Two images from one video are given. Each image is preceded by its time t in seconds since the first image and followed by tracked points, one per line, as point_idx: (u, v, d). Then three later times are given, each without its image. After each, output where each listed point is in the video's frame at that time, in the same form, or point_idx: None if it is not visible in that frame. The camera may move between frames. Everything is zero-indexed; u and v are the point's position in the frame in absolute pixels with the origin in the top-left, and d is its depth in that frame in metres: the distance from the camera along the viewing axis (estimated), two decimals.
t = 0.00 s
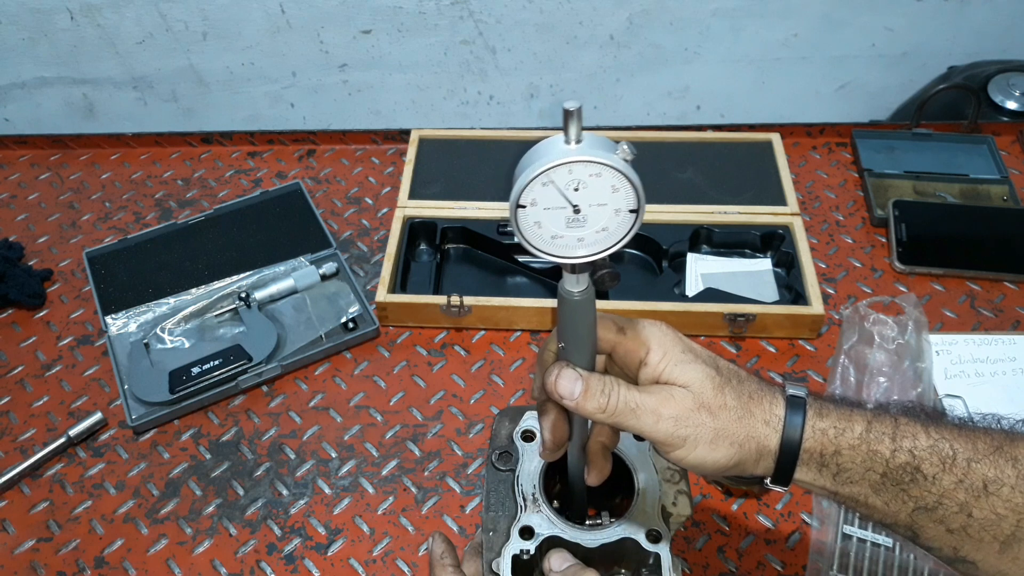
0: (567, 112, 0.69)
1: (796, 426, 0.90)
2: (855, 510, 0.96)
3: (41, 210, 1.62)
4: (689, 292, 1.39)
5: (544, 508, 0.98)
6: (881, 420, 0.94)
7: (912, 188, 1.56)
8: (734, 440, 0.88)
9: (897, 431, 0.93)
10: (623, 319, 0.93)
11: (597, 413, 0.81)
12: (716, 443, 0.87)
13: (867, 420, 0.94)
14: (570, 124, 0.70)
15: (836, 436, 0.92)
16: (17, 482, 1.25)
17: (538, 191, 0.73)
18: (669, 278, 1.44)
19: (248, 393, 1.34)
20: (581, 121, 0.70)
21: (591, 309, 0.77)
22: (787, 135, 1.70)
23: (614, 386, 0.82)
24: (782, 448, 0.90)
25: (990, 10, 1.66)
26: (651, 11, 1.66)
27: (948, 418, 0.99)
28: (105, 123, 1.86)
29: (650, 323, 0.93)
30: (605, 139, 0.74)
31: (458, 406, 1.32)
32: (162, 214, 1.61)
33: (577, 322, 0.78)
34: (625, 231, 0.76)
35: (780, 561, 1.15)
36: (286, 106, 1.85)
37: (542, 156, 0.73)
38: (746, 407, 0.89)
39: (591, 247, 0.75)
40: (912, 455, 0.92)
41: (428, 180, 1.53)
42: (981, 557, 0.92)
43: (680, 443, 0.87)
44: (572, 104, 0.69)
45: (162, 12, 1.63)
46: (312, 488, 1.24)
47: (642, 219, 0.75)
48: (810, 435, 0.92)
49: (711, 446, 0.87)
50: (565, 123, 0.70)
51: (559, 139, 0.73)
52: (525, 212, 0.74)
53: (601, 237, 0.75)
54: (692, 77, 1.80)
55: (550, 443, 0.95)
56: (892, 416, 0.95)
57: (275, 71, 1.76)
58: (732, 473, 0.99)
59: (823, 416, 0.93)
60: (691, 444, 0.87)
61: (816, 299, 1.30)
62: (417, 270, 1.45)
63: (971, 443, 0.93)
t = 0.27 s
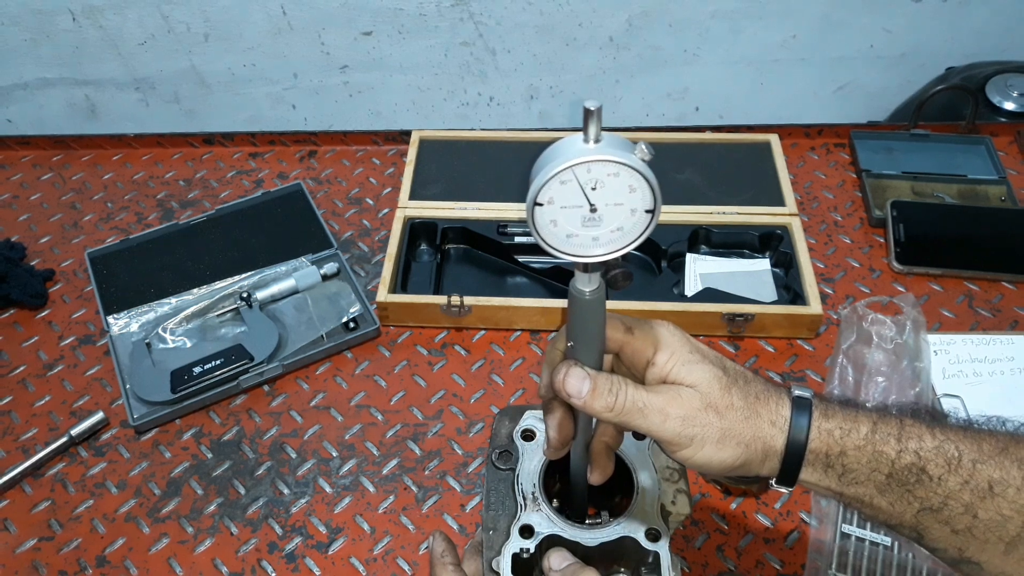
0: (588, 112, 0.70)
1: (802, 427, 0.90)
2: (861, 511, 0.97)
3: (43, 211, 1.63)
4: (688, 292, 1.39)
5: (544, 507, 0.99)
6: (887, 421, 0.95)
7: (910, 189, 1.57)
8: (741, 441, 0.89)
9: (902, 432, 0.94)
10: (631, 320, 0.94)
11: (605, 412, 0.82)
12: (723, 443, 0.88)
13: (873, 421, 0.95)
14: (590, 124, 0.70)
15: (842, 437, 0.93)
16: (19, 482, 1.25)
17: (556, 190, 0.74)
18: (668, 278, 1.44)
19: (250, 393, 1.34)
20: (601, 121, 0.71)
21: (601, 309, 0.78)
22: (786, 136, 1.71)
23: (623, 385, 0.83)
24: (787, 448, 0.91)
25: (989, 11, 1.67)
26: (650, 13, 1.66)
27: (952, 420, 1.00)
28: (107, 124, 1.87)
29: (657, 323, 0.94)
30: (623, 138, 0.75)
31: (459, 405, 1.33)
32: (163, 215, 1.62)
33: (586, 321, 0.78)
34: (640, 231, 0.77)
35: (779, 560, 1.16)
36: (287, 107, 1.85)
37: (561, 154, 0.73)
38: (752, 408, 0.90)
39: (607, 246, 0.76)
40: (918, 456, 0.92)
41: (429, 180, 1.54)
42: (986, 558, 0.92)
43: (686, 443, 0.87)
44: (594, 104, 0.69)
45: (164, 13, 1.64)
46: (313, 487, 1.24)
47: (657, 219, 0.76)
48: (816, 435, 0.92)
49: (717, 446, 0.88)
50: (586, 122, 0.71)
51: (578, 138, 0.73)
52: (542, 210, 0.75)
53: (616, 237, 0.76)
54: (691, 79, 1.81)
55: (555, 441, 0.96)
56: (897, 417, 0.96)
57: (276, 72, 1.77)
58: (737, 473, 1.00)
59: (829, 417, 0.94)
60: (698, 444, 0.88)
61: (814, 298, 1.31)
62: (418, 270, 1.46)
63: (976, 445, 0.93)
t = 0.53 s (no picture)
0: (583, 112, 0.70)
1: (799, 426, 0.90)
2: (859, 510, 0.97)
3: (42, 210, 1.62)
4: (688, 292, 1.39)
5: (544, 507, 0.98)
6: (885, 420, 0.95)
7: (911, 189, 1.57)
8: (738, 441, 0.88)
9: (901, 431, 0.94)
10: (628, 320, 0.94)
11: (602, 413, 0.81)
12: (720, 443, 0.88)
13: (871, 421, 0.94)
14: (584, 125, 0.71)
15: (840, 436, 0.92)
16: (18, 482, 1.25)
17: (550, 191, 0.73)
18: (669, 278, 1.44)
19: (249, 393, 1.34)
20: (595, 121, 0.71)
21: (597, 308, 0.77)
22: (786, 136, 1.71)
23: (619, 386, 0.82)
24: (785, 448, 0.90)
25: (989, 10, 1.67)
26: (650, 12, 1.66)
27: (951, 418, 0.99)
28: (106, 124, 1.87)
29: (654, 323, 0.94)
30: (617, 139, 0.75)
31: (459, 406, 1.32)
32: (163, 214, 1.62)
33: (583, 321, 0.78)
34: (635, 231, 0.77)
35: (779, 560, 1.15)
36: (286, 106, 1.85)
37: (555, 155, 0.73)
38: (749, 408, 0.90)
39: (603, 247, 0.75)
40: (916, 456, 0.92)
41: (429, 180, 1.54)
42: (985, 557, 0.92)
43: (684, 443, 0.87)
44: (587, 105, 0.70)
45: (163, 12, 1.63)
46: (312, 487, 1.24)
47: (652, 219, 0.76)
48: (814, 435, 0.92)
49: (715, 446, 0.88)
50: (580, 123, 0.71)
51: (572, 140, 0.73)
52: (537, 211, 0.75)
53: (611, 237, 0.76)
54: (691, 78, 1.81)
55: (553, 442, 0.95)
56: (896, 417, 0.96)
57: (276, 71, 1.76)
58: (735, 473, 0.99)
59: (827, 416, 0.94)
60: (695, 445, 0.87)
61: (815, 298, 1.31)
62: (418, 270, 1.46)
63: (974, 444, 0.93)
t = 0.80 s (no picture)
0: (556, 115, 0.70)
1: (790, 425, 0.90)
2: (852, 509, 0.97)
3: (42, 210, 1.62)
4: (688, 292, 1.39)
5: (544, 507, 0.98)
6: (877, 419, 0.95)
7: (911, 189, 1.57)
8: (728, 440, 0.88)
9: (892, 430, 0.94)
10: (617, 320, 0.94)
11: (592, 413, 0.81)
12: (710, 443, 0.88)
13: (862, 419, 0.95)
14: (559, 128, 0.71)
15: (832, 435, 0.93)
16: (18, 482, 1.25)
17: (528, 194, 0.74)
18: (669, 278, 1.44)
19: (249, 393, 1.34)
20: (570, 124, 0.71)
21: (585, 309, 0.78)
22: (786, 136, 1.71)
23: (609, 386, 0.82)
24: (777, 447, 0.90)
25: (989, 10, 1.67)
26: (650, 12, 1.66)
27: (944, 417, 0.99)
28: (107, 124, 1.87)
29: (644, 323, 0.94)
30: (593, 141, 0.75)
31: (458, 406, 1.32)
32: (163, 214, 1.62)
33: (570, 322, 0.78)
34: (615, 233, 0.77)
35: (779, 560, 1.15)
36: (287, 106, 1.85)
37: (532, 159, 0.73)
38: (740, 407, 0.90)
39: (582, 249, 0.76)
40: (907, 454, 0.92)
41: (429, 180, 1.54)
42: (977, 556, 0.92)
43: (674, 444, 0.87)
44: (561, 108, 0.70)
45: (163, 12, 1.63)
46: (312, 487, 1.24)
47: (631, 220, 0.76)
48: (805, 433, 0.92)
49: (705, 446, 0.88)
50: (554, 126, 0.71)
51: (548, 142, 0.74)
52: (516, 214, 0.75)
53: (591, 239, 0.76)
54: (691, 78, 1.81)
55: (546, 443, 0.95)
56: (888, 415, 0.96)
57: (276, 71, 1.76)
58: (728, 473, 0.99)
59: (819, 415, 0.94)
60: (686, 445, 0.87)
61: (815, 298, 1.31)
62: (418, 270, 1.46)
63: (966, 442, 0.93)
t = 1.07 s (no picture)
0: (561, 115, 0.70)
1: (793, 425, 0.90)
2: (853, 509, 0.97)
3: (42, 210, 1.62)
4: (688, 292, 1.39)
5: (544, 507, 0.98)
6: (878, 419, 0.95)
7: (911, 189, 1.57)
8: (731, 440, 0.88)
9: (894, 430, 0.94)
10: (619, 320, 0.94)
11: (595, 413, 0.81)
12: (713, 443, 0.88)
13: (864, 420, 0.95)
14: (563, 127, 0.70)
15: (833, 435, 0.93)
16: (18, 482, 1.25)
17: (531, 193, 0.74)
18: (669, 278, 1.44)
19: (249, 393, 1.34)
20: (575, 123, 0.71)
21: (587, 309, 0.77)
22: (786, 136, 1.71)
23: (612, 386, 0.82)
24: (778, 447, 0.90)
25: (989, 10, 1.67)
26: (650, 12, 1.66)
27: (946, 417, 0.99)
28: (106, 124, 1.87)
29: (646, 323, 0.94)
30: (598, 140, 0.75)
31: (458, 406, 1.32)
32: (163, 214, 1.62)
33: (573, 322, 0.78)
34: (619, 232, 0.77)
35: (779, 560, 1.15)
36: (286, 106, 1.85)
37: (536, 158, 0.73)
38: (742, 407, 0.90)
39: (585, 248, 0.75)
40: (909, 455, 0.92)
41: (429, 180, 1.54)
42: (978, 556, 0.92)
43: (677, 444, 0.87)
44: (565, 107, 0.69)
45: (163, 12, 1.63)
46: (312, 487, 1.24)
47: (635, 219, 0.76)
48: (807, 434, 0.92)
49: (708, 446, 0.88)
50: (559, 125, 0.71)
51: (552, 141, 0.73)
52: (519, 213, 0.75)
53: (595, 238, 0.76)
54: (691, 78, 1.81)
55: (547, 442, 0.95)
56: (889, 416, 0.96)
57: (276, 71, 1.76)
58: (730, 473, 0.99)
59: (820, 415, 0.94)
60: (688, 444, 0.87)
61: (815, 298, 1.31)
62: (418, 270, 1.46)
63: (968, 443, 0.93)
